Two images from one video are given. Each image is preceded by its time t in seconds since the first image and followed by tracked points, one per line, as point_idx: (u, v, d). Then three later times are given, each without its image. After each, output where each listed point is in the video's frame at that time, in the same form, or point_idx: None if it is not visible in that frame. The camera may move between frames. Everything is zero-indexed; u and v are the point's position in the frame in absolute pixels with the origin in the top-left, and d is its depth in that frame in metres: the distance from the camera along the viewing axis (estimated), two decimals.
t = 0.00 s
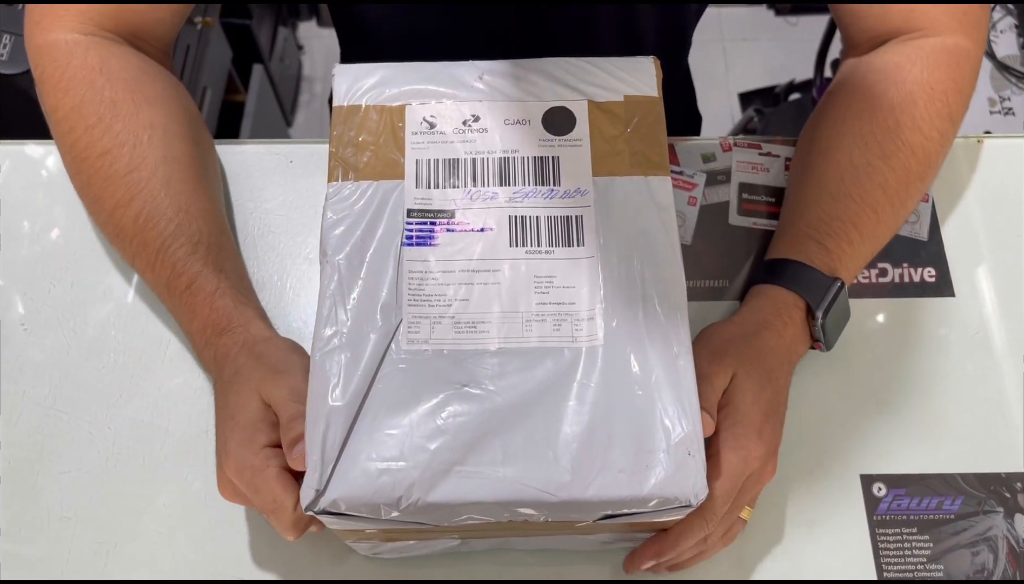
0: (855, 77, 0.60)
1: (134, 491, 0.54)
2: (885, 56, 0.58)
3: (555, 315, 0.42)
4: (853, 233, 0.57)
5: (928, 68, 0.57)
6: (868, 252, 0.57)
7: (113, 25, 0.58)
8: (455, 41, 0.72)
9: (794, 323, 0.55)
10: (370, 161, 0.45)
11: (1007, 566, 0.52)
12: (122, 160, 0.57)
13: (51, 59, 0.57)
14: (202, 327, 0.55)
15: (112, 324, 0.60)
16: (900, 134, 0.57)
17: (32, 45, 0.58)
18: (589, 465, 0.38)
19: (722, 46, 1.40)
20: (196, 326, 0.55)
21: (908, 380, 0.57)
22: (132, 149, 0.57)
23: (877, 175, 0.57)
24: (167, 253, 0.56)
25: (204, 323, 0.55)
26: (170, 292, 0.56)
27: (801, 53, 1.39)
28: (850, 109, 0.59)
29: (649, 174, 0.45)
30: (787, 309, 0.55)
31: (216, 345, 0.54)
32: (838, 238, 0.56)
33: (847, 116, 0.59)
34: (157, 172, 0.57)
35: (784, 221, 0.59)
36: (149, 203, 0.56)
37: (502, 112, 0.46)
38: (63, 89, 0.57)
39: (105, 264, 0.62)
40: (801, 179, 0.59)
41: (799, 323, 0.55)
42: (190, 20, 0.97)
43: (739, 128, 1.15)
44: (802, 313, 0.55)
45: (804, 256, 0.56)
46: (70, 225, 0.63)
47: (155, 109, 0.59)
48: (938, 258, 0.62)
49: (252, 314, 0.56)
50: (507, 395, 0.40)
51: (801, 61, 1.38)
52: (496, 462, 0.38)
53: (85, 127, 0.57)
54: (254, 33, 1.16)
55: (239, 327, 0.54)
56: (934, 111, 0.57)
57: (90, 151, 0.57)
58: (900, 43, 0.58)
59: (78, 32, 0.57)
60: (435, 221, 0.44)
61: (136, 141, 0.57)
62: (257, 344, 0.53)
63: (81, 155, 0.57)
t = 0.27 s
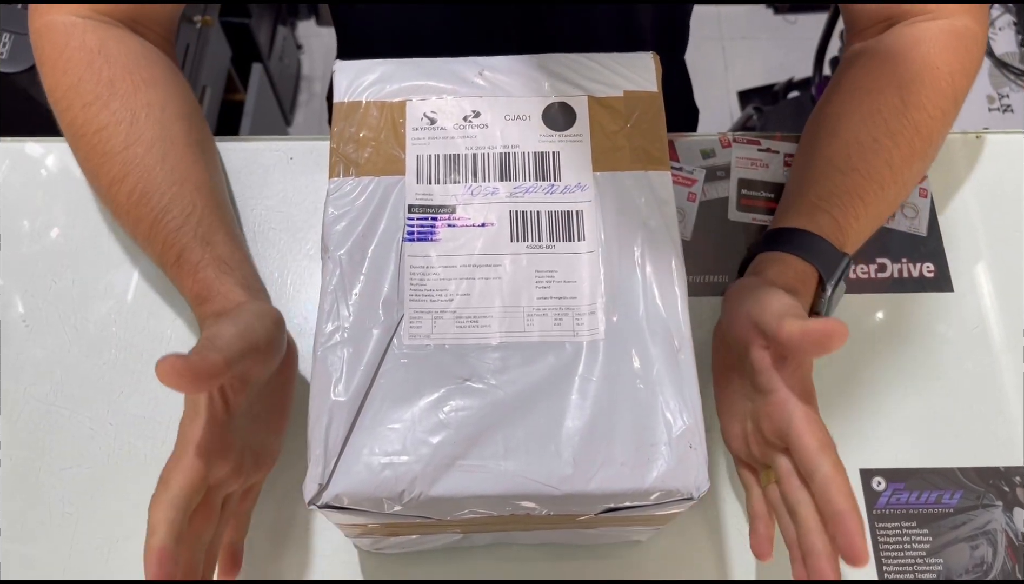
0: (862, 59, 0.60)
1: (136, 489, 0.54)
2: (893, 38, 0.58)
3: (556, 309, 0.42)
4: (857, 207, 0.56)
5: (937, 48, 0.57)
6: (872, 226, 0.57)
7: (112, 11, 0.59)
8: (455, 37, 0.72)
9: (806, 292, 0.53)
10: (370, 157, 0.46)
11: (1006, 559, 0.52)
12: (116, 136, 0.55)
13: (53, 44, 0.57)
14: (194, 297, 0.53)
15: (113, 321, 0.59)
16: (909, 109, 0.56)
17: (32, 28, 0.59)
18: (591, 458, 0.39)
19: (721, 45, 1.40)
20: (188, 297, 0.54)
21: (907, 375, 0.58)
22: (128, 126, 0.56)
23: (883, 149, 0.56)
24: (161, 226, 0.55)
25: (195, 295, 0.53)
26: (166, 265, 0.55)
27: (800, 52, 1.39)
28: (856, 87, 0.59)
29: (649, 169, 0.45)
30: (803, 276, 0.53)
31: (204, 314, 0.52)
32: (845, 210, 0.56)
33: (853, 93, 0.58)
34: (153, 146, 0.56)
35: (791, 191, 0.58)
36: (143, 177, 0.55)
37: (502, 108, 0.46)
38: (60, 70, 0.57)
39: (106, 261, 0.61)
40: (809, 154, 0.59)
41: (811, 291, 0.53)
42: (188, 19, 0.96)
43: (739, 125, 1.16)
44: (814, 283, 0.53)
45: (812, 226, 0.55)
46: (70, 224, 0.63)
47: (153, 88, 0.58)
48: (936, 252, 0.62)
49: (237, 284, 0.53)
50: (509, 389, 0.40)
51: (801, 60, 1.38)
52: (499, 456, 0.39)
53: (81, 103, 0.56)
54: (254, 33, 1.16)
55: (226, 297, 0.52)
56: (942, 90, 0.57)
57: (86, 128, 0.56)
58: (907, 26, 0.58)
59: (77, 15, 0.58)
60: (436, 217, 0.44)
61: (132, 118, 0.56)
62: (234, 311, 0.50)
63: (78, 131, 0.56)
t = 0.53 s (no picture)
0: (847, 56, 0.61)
1: (136, 485, 0.55)
2: (880, 38, 0.59)
3: (566, 306, 0.42)
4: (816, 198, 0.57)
5: (919, 49, 0.57)
6: (831, 219, 0.57)
7: (115, 12, 0.59)
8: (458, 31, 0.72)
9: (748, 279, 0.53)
10: (386, 149, 0.46)
11: (1011, 555, 0.52)
12: (151, 126, 0.57)
13: (59, 44, 0.57)
14: (257, 268, 0.56)
15: (114, 318, 0.60)
16: (879, 106, 0.57)
17: (33, 36, 0.59)
18: (597, 457, 0.38)
19: (722, 42, 1.39)
20: (253, 271, 0.56)
21: (913, 377, 0.57)
22: (161, 115, 0.57)
23: (845, 143, 0.57)
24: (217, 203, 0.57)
25: (260, 265, 0.56)
26: (224, 243, 0.57)
27: (803, 50, 1.38)
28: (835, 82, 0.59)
29: (662, 168, 0.45)
30: (743, 264, 0.54)
31: (271, 280, 0.55)
32: (798, 199, 0.57)
33: (830, 87, 0.59)
34: (189, 131, 0.58)
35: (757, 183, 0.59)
36: (186, 162, 0.57)
37: (519, 104, 0.46)
38: (76, 71, 0.57)
39: (108, 259, 0.63)
40: (780, 145, 0.60)
41: (752, 279, 0.54)
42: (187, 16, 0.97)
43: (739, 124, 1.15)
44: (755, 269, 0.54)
45: (762, 212, 0.56)
46: (69, 224, 0.64)
47: (174, 79, 0.60)
48: (940, 250, 0.62)
49: (301, 247, 0.56)
50: (516, 384, 0.40)
51: (801, 57, 1.38)
52: (505, 451, 0.38)
53: (108, 99, 0.57)
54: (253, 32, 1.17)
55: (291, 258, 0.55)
56: (919, 88, 0.57)
57: (118, 122, 0.57)
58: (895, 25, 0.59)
59: (83, 19, 0.58)
60: (448, 210, 0.44)
61: (163, 109, 0.58)
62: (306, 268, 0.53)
63: (109, 126, 0.57)
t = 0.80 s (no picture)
0: (844, 57, 0.60)
1: (138, 487, 0.55)
2: (876, 38, 0.59)
3: (569, 307, 0.42)
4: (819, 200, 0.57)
5: (917, 47, 0.57)
6: (832, 224, 0.58)
7: (120, 13, 0.59)
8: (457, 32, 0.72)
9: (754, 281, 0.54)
10: (388, 150, 0.45)
11: (1014, 555, 0.52)
12: (152, 128, 0.57)
13: (62, 45, 0.57)
14: (257, 272, 0.56)
15: (115, 320, 0.60)
16: (879, 107, 0.57)
17: (34, 36, 0.58)
18: (601, 458, 0.38)
19: (721, 41, 1.39)
20: (252, 275, 0.56)
21: (914, 375, 0.57)
22: (162, 117, 0.57)
23: (846, 145, 0.57)
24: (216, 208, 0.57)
25: (260, 269, 0.56)
26: (222, 248, 0.57)
27: (802, 49, 1.39)
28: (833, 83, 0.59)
29: (666, 169, 0.45)
30: (747, 266, 0.54)
31: (272, 283, 0.55)
32: (802, 202, 0.57)
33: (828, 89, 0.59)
34: (190, 134, 0.58)
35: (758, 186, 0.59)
36: (186, 165, 0.57)
37: (521, 104, 0.46)
38: (77, 73, 0.57)
39: (109, 260, 0.63)
40: (779, 147, 0.60)
41: (757, 281, 0.54)
42: (187, 17, 0.98)
43: (739, 123, 1.16)
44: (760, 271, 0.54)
45: (766, 215, 0.56)
46: (70, 225, 0.64)
47: (176, 80, 0.60)
48: (940, 248, 0.62)
49: (301, 251, 0.57)
50: (520, 385, 0.40)
51: (800, 56, 1.38)
52: (509, 452, 0.38)
53: (109, 101, 0.57)
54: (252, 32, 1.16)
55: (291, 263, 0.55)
56: (918, 88, 0.57)
57: (118, 124, 0.57)
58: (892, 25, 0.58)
59: (86, 21, 0.58)
60: (451, 211, 0.44)
61: (164, 111, 0.58)
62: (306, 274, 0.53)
63: (110, 129, 0.57)
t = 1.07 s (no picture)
0: (848, 67, 0.60)
1: (136, 491, 0.54)
2: (880, 44, 0.59)
3: (569, 312, 0.42)
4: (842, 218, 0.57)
5: (922, 54, 0.57)
6: (855, 236, 0.58)
7: (118, 16, 0.59)
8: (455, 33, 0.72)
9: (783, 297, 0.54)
10: (387, 154, 0.45)
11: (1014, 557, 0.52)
12: (141, 141, 0.57)
13: (58, 50, 0.57)
14: (238, 291, 0.56)
15: (113, 324, 0.60)
16: (892, 119, 0.57)
17: (37, 36, 0.58)
18: (602, 463, 0.38)
19: (718, 41, 1.39)
20: (232, 295, 0.57)
21: (914, 376, 0.57)
22: (152, 130, 0.57)
23: (863, 159, 0.57)
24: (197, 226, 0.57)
25: (241, 290, 0.56)
26: (204, 265, 0.57)
27: (800, 49, 1.38)
28: (841, 97, 0.59)
29: (666, 173, 0.45)
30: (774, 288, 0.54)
31: (254, 305, 0.56)
32: (826, 221, 0.57)
33: (838, 103, 0.59)
34: (179, 149, 0.57)
35: (774, 202, 0.59)
36: (173, 180, 0.57)
37: (520, 108, 0.46)
38: (73, 78, 0.57)
39: (107, 263, 0.62)
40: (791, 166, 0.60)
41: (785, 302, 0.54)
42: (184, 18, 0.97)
43: (736, 124, 1.15)
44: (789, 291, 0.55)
45: (791, 238, 0.56)
46: (67, 226, 0.64)
47: (170, 91, 0.59)
48: (939, 249, 0.62)
49: (287, 276, 0.57)
50: (520, 390, 0.40)
51: (797, 56, 1.38)
52: (509, 457, 0.38)
53: (100, 110, 0.57)
54: (248, 32, 1.16)
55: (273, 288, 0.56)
56: (925, 96, 0.57)
57: (107, 134, 0.57)
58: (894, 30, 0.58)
59: (85, 24, 0.57)
60: (450, 215, 0.44)
61: (155, 123, 0.57)
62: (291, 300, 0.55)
63: (101, 139, 0.57)
